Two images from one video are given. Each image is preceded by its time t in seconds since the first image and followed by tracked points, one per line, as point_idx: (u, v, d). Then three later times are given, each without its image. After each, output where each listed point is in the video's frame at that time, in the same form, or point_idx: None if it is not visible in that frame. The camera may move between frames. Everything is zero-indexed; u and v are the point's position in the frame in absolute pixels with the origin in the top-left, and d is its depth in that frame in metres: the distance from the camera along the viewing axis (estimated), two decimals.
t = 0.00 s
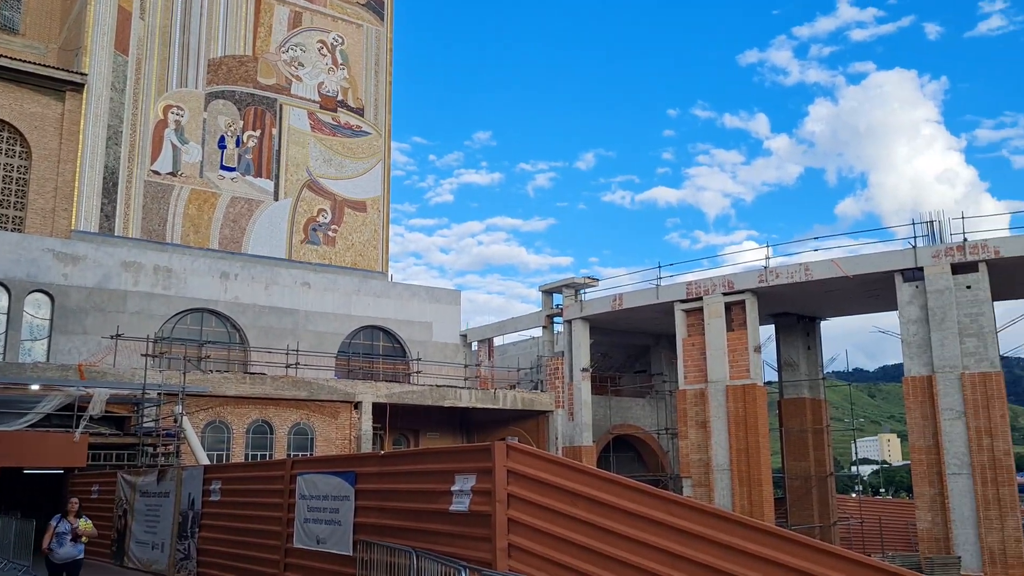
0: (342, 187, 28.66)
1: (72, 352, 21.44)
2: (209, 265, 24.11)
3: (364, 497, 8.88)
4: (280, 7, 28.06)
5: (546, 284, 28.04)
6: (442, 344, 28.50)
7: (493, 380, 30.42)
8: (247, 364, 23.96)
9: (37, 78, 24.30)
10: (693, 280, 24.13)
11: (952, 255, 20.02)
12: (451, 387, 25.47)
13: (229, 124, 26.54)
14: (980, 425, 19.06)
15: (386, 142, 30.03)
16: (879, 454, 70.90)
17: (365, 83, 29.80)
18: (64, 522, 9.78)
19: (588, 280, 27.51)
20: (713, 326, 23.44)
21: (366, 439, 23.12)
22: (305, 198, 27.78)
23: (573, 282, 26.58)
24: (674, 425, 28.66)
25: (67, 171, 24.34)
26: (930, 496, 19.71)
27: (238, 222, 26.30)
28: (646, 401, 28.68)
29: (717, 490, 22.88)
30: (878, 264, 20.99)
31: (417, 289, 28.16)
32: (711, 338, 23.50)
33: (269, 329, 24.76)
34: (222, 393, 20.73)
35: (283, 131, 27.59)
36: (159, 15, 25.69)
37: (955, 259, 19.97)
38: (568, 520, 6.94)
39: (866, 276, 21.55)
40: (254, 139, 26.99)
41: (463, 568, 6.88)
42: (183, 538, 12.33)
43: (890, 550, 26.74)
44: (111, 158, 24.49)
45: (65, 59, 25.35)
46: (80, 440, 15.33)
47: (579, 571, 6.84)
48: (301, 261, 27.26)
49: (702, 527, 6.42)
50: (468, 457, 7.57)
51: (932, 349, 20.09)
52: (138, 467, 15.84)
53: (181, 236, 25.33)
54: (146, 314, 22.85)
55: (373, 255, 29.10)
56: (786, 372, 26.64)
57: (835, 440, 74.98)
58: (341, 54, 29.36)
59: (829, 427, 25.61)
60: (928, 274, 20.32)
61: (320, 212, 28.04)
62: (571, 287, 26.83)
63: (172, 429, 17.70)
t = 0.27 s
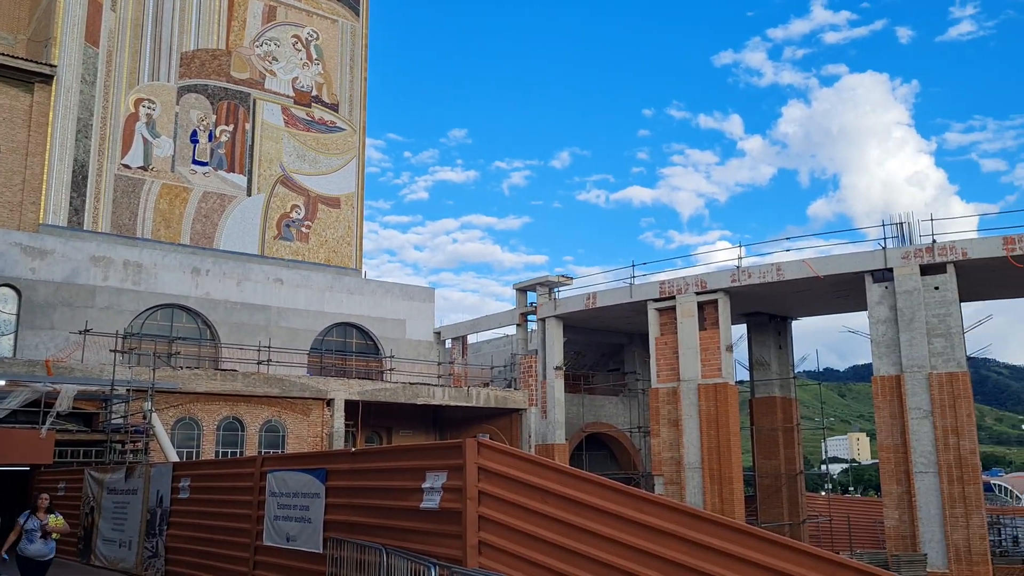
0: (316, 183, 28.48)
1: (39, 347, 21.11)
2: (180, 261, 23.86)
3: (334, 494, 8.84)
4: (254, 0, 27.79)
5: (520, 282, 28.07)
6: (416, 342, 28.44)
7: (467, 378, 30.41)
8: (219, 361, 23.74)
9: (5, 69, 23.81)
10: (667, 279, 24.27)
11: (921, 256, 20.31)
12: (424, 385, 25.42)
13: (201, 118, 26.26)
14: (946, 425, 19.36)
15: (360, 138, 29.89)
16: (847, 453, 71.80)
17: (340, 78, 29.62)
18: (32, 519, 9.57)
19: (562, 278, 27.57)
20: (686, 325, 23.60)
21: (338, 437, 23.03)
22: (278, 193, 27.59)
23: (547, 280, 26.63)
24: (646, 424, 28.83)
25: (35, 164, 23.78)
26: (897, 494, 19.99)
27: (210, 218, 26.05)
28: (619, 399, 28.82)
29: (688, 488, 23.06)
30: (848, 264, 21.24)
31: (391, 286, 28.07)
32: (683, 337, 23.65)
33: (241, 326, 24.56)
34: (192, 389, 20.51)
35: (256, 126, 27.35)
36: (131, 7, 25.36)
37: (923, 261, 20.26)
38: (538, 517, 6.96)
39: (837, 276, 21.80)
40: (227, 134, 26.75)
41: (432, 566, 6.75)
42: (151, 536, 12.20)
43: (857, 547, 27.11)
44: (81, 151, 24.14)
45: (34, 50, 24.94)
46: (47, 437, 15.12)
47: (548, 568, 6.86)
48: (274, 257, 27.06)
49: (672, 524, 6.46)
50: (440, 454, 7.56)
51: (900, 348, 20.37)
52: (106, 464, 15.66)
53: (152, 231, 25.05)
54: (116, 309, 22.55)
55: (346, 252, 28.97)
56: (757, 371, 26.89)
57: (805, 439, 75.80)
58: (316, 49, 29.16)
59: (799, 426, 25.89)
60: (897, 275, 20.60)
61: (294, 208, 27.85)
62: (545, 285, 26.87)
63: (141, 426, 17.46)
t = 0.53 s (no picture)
0: (312, 180, 28.45)
1: (32, 343, 21.06)
2: (175, 257, 23.83)
3: (327, 492, 8.85)
4: None
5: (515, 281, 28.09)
6: (410, 340, 28.43)
7: (461, 376, 30.41)
8: (212, 358, 23.71)
9: None
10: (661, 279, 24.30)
11: (915, 258, 20.38)
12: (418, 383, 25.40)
13: (197, 115, 26.22)
14: (938, 426, 19.43)
15: (356, 136, 29.86)
16: (841, 454, 71.97)
17: (336, 76, 29.59)
18: (25, 517, 9.24)
19: (557, 277, 27.59)
20: (680, 325, 23.64)
21: (332, 434, 23.01)
22: (274, 190, 27.56)
23: (542, 279, 26.65)
24: (640, 423, 28.88)
25: (29, 159, 23.69)
26: (889, 495, 20.07)
27: (204, 214, 26.01)
28: (612, 399, 28.87)
29: (681, 488, 23.10)
30: (842, 266, 21.30)
31: (386, 284, 28.06)
32: (677, 337, 23.69)
33: (235, 323, 24.53)
34: (186, 386, 20.48)
35: (251, 123, 27.31)
36: (127, 2, 25.30)
37: (917, 262, 20.34)
38: (529, 516, 6.98)
39: (831, 277, 21.86)
40: (223, 130, 26.70)
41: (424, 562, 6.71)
42: (143, 532, 12.20)
43: (850, 548, 27.18)
44: (75, 146, 24.08)
45: (29, 46, 24.86)
46: (40, 433, 15.09)
47: (538, 567, 6.87)
48: (269, 254, 27.02)
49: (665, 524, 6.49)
50: (432, 452, 7.57)
51: (893, 350, 20.44)
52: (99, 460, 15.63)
53: (146, 227, 25.01)
54: (110, 305, 22.51)
55: (341, 250, 28.95)
56: (751, 372, 26.95)
57: (799, 439, 75.96)
58: (312, 46, 29.13)
59: (792, 427, 25.95)
60: (890, 277, 20.67)
61: (289, 205, 27.82)
62: (540, 284, 26.89)
63: (133, 422, 17.42)
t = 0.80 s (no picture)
0: (309, 179, 28.43)
1: (28, 340, 21.03)
2: (171, 255, 23.80)
3: (322, 490, 8.86)
4: None
5: (512, 281, 28.09)
6: (407, 339, 28.42)
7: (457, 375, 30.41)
8: (209, 355, 23.69)
9: None
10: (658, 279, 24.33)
11: (911, 260, 20.44)
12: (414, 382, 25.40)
13: (194, 112, 26.19)
14: (934, 427, 19.47)
15: (353, 134, 29.85)
16: (836, 454, 72.11)
17: (334, 74, 29.58)
18: (24, 512, 9.01)
19: (553, 277, 27.60)
20: (676, 326, 23.67)
21: (327, 433, 22.98)
22: (271, 188, 27.53)
23: (538, 278, 26.67)
24: (636, 423, 28.91)
25: (26, 156, 23.61)
26: (884, 496, 20.11)
27: (201, 212, 25.99)
28: (608, 398, 28.89)
29: (676, 488, 23.12)
30: (838, 267, 21.34)
31: (382, 283, 28.06)
32: (674, 337, 23.72)
33: (231, 321, 24.51)
34: (181, 383, 20.46)
35: (249, 121, 27.29)
36: None
37: (913, 264, 20.39)
38: (523, 514, 6.99)
39: (827, 278, 21.90)
40: (220, 128, 26.68)
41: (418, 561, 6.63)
42: (138, 529, 12.19)
43: (845, 548, 27.23)
44: (72, 143, 24.04)
45: (26, 42, 24.80)
46: (34, 430, 15.07)
47: (532, 566, 6.89)
48: (265, 252, 27.00)
49: (659, 523, 6.49)
50: (427, 451, 7.58)
51: (889, 351, 20.48)
52: (94, 457, 15.62)
53: (143, 225, 24.98)
54: (106, 302, 22.48)
55: (338, 248, 28.93)
56: (747, 372, 26.98)
57: (795, 440, 76.08)
58: (310, 44, 29.11)
59: (787, 427, 26.00)
60: (886, 279, 20.71)
61: (286, 203, 27.80)
62: (536, 284, 26.91)
63: (129, 420, 17.40)
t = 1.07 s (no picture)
0: (305, 177, 28.39)
1: (22, 337, 20.99)
2: (166, 253, 23.75)
3: (316, 489, 8.86)
4: None
5: (508, 280, 28.09)
6: (402, 337, 28.40)
7: (452, 374, 30.41)
8: (204, 353, 23.64)
9: None
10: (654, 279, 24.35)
11: (906, 261, 20.48)
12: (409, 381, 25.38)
13: (190, 109, 26.14)
14: (928, 428, 19.52)
15: (349, 133, 29.82)
16: (831, 455, 72.28)
17: (330, 72, 29.55)
18: (26, 514, 8.89)
19: (549, 276, 27.61)
20: (672, 325, 23.69)
21: (323, 431, 22.95)
22: (267, 186, 27.48)
23: (534, 278, 26.67)
24: (631, 423, 28.93)
25: (22, 153, 23.56)
26: (878, 496, 20.16)
27: (197, 210, 25.94)
28: (604, 398, 28.92)
29: (671, 487, 23.14)
30: (834, 267, 21.37)
31: (378, 281, 28.04)
32: (669, 336, 23.75)
33: (226, 319, 24.47)
34: (176, 381, 20.43)
35: (245, 119, 27.24)
36: None
37: (908, 264, 20.44)
38: (518, 513, 7.00)
39: (823, 279, 21.93)
40: (216, 126, 26.64)
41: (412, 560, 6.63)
42: (132, 527, 12.18)
43: (839, 548, 27.30)
44: (67, 140, 23.96)
45: (21, 39, 24.71)
46: (28, 428, 15.04)
47: (528, 565, 6.88)
48: (261, 251, 26.96)
49: (655, 523, 6.50)
50: (422, 449, 7.58)
51: (884, 351, 20.52)
52: (88, 455, 15.59)
53: (138, 222, 24.94)
54: (101, 300, 22.44)
55: (334, 246, 28.91)
56: (742, 372, 27.02)
57: (789, 440, 76.25)
58: (306, 42, 29.08)
59: (782, 427, 26.05)
60: (881, 279, 20.75)
61: (282, 201, 27.77)
62: (532, 283, 26.91)
63: (124, 418, 17.38)
